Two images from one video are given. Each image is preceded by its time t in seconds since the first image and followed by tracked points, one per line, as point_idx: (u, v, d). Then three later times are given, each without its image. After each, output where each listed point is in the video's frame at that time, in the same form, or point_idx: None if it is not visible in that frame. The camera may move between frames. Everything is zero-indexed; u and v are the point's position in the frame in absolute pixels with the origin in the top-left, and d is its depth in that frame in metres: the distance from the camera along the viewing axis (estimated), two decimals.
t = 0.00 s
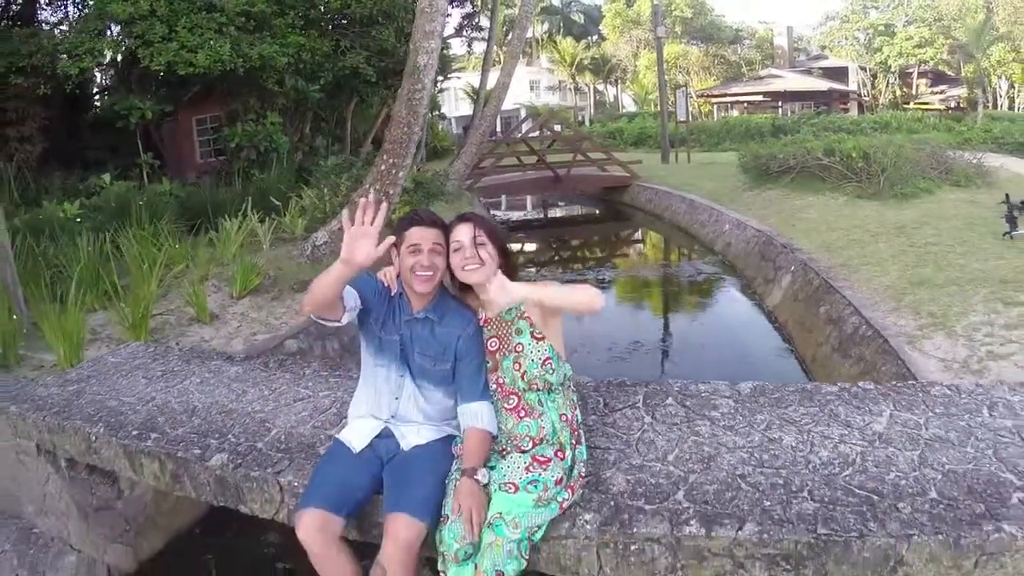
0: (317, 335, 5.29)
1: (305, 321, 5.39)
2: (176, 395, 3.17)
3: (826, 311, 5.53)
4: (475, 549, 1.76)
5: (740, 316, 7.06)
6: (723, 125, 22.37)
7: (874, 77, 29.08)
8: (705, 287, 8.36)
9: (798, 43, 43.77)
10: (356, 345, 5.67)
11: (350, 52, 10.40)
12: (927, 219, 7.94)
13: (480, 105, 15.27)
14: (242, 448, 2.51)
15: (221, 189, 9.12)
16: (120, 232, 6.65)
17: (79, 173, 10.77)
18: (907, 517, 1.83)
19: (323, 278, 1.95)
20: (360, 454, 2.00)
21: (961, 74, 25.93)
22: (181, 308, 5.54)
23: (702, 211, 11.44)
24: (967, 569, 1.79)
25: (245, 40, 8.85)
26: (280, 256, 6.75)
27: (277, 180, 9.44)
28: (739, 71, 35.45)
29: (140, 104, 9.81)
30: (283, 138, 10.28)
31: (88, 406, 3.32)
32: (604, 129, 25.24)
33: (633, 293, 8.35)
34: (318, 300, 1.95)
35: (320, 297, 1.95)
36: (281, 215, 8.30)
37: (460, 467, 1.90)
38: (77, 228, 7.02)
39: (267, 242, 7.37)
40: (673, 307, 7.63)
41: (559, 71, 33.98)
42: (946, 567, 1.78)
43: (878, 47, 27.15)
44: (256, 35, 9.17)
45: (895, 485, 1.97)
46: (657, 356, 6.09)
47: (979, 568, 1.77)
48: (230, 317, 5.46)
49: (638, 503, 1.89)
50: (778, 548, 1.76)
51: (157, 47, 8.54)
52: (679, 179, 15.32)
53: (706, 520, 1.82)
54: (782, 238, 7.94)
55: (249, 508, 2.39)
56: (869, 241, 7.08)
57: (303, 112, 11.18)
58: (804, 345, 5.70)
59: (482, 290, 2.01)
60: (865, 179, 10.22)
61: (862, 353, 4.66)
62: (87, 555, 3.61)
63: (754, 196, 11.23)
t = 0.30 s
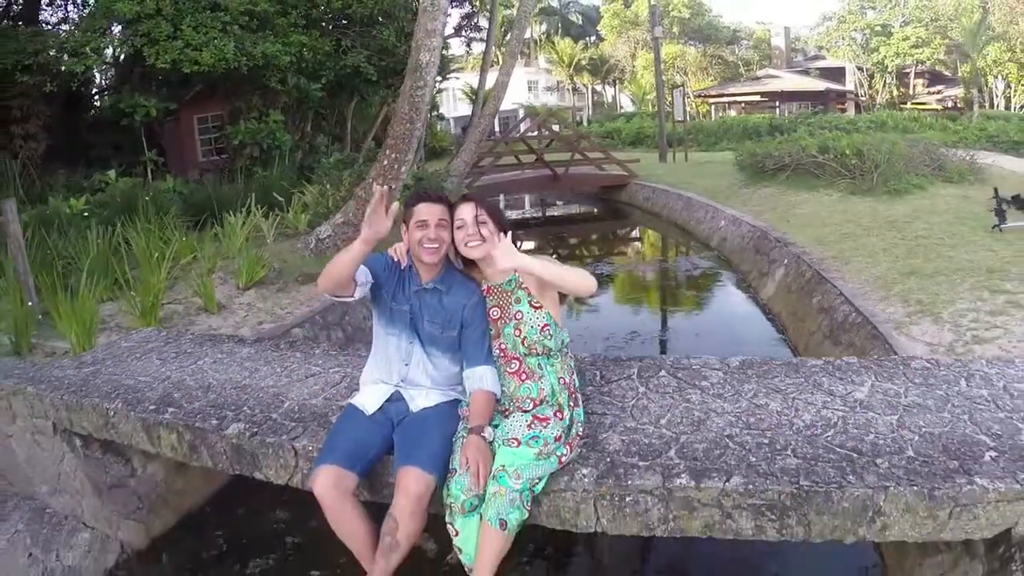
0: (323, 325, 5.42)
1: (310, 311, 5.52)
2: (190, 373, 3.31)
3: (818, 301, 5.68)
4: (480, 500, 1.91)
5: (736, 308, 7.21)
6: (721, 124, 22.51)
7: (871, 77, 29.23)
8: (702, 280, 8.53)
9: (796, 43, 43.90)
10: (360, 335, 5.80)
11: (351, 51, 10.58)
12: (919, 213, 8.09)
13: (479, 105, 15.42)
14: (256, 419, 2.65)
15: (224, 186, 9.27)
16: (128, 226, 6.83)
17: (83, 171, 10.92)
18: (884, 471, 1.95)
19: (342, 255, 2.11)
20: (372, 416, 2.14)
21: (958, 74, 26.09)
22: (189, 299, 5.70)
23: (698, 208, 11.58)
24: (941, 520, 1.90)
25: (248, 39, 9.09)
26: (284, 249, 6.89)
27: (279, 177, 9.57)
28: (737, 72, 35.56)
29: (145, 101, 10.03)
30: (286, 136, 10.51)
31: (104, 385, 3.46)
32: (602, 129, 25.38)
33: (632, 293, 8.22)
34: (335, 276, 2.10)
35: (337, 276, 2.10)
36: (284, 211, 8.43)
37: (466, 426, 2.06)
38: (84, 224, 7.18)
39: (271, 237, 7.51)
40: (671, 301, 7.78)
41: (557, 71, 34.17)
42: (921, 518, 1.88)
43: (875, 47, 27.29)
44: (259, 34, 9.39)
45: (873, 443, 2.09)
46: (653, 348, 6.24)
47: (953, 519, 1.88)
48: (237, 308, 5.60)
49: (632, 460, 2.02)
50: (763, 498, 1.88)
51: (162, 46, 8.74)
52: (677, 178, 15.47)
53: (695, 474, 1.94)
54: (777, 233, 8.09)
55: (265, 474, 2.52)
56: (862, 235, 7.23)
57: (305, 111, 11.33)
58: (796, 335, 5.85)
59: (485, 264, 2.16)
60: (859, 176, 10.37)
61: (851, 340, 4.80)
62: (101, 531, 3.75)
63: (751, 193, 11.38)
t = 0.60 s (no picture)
0: (332, 314, 5.56)
1: (318, 300, 5.67)
2: (208, 353, 3.46)
3: (813, 292, 5.82)
4: (491, 456, 2.05)
5: (735, 300, 7.33)
6: (721, 123, 22.64)
7: (871, 76, 29.35)
8: (702, 275, 8.65)
9: (796, 43, 43.98)
10: (367, 323, 5.94)
11: (355, 50, 10.77)
12: (914, 208, 8.22)
13: (481, 104, 15.56)
14: (275, 391, 2.79)
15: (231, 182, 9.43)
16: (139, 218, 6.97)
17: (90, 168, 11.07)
18: (868, 431, 2.07)
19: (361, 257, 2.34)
20: (389, 382, 2.29)
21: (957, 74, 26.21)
22: (202, 290, 5.87)
23: (698, 205, 11.72)
24: (923, 477, 2.01)
25: (256, 37, 9.35)
26: (292, 242, 7.04)
27: (284, 174, 9.72)
28: (737, 72, 35.65)
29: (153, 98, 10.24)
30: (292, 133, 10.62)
31: (123, 366, 3.61)
32: (603, 129, 25.51)
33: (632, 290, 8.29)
34: (358, 276, 2.31)
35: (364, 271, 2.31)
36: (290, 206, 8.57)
37: (478, 390, 2.21)
38: (96, 218, 7.35)
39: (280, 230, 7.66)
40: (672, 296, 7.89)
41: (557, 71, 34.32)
42: (903, 474, 1.99)
43: (875, 47, 27.41)
44: (265, 33, 9.62)
45: (858, 407, 2.21)
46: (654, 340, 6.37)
47: (933, 475, 1.99)
48: (247, 297, 5.75)
49: (632, 422, 2.16)
50: (754, 455, 2.01)
51: (171, 44, 8.98)
52: (677, 176, 15.60)
53: (691, 433, 2.08)
54: (775, 227, 8.23)
55: (283, 443, 2.66)
56: (857, 228, 7.37)
57: (311, 108, 11.48)
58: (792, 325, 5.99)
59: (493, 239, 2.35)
60: (856, 172, 10.51)
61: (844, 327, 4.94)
62: (119, 508, 3.90)
63: (750, 190, 11.53)
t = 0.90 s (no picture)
0: (341, 305, 5.71)
1: (326, 291, 5.82)
2: (226, 334, 3.61)
3: (809, 283, 5.96)
4: (503, 418, 2.20)
5: (733, 294, 7.47)
6: (721, 123, 22.77)
7: (871, 76, 29.47)
8: (702, 270, 8.78)
9: (796, 44, 44.08)
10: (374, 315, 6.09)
11: (360, 49, 10.95)
12: (910, 204, 8.36)
13: (483, 103, 15.73)
14: (294, 367, 2.94)
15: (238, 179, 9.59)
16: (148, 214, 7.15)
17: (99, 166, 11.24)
18: (853, 396, 2.21)
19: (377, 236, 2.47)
20: (405, 353, 2.44)
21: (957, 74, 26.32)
22: (214, 281, 6.03)
23: (697, 203, 11.87)
24: (906, 438, 2.14)
25: (262, 37, 9.60)
26: (299, 236, 7.19)
27: (290, 171, 9.89)
28: (738, 72, 35.78)
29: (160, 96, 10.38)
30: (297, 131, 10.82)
31: (143, 348, 3.77)
32: (603, 129, 25.65)
33: (632, 287, 8.41)
34: (374, 256, 2.45)
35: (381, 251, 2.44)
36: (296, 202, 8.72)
37: (490, 359, 2.37)
38: (108, 213, 7.51)
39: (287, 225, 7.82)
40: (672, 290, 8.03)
41: (559, 72, 34.51)
42: (887, 435, 2.12)
43: (875, 47, 27.54)
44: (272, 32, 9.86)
45: (845, 375, 2.36)
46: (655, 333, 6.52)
47: (916, 435, 2.12)
48: (258, 288, 5.90)
49: (633, 388, 2.31)
50: (747, 417, 2.15)
51: (180, 43, 9.21)
52: (677, 175, 15.74)
53: (688, 397, 2.22)
54: (773, 223, 8.37)
55: (303, 415, 2.81)
56: (854, 223, 7.51)
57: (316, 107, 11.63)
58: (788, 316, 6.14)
59: (506, 220, 2.48)
60: (854, 169, 10.65)
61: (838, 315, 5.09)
62: (136, 487, 4.06)
63: (749, 188, 11.67)
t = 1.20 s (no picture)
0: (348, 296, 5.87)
1: (334, 283, 5.98)
2: (242, 318, 3.78)
3: (804, 276, 6.12)
4: (513, 386, 2.37)
5: (731, 288, 7.62)
6: (720, 123, 22.93)
7: (869, 77, 29.61)
8: (700, 265, 8.94)
9: (795, 45, 44.21)
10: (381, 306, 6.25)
11: (363, 49, 11.12)
12: (904, 200, 8.51)
13: (484, 103, 15.90)
14: (312, 345, 3.10)
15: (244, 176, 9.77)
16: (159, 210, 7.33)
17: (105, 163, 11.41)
18: (839, 365, 2.36)
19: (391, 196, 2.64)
20: (420, 328, 2.60)
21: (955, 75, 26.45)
22: (224, 274, 6.20)
23: (696, 200, 12.03)
24: (889, 404, 2.29)
25: (268, 36, 9.85)
26: (306, 231, 7.35)
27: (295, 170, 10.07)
28: (737, 73, 35.91)
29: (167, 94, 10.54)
30: (302, 130, 10.98)
31: (162, 333, 3.95)
32: (603, 130, 25.80)
33: (632, 283, 8.56)
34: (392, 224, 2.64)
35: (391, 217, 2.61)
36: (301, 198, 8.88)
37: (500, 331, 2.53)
38: (118, 208, 7.68)
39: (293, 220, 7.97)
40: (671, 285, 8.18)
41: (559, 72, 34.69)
42: (871, 400, 2.28)
43: (873, 48, 27.68)
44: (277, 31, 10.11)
45: (831, 348, 2.51)
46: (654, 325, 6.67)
47: (897, 402, 2.27)
48: (267, 280, 6.07)
49: (634, 359, 2.47)
50: (740, 384, 2.31)
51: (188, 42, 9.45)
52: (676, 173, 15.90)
53: (685, 366, 2.38)
54: (770, 219, 8.53)
55: (320, 389, 2.96)
56: (849, 218, 7.67)
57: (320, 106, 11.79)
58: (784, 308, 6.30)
59: (516, 203, 2.67)
60: (850, 167, 10.81)
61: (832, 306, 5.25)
62: (153, 467, 4.26)
63: (746, 186, 11.83)
